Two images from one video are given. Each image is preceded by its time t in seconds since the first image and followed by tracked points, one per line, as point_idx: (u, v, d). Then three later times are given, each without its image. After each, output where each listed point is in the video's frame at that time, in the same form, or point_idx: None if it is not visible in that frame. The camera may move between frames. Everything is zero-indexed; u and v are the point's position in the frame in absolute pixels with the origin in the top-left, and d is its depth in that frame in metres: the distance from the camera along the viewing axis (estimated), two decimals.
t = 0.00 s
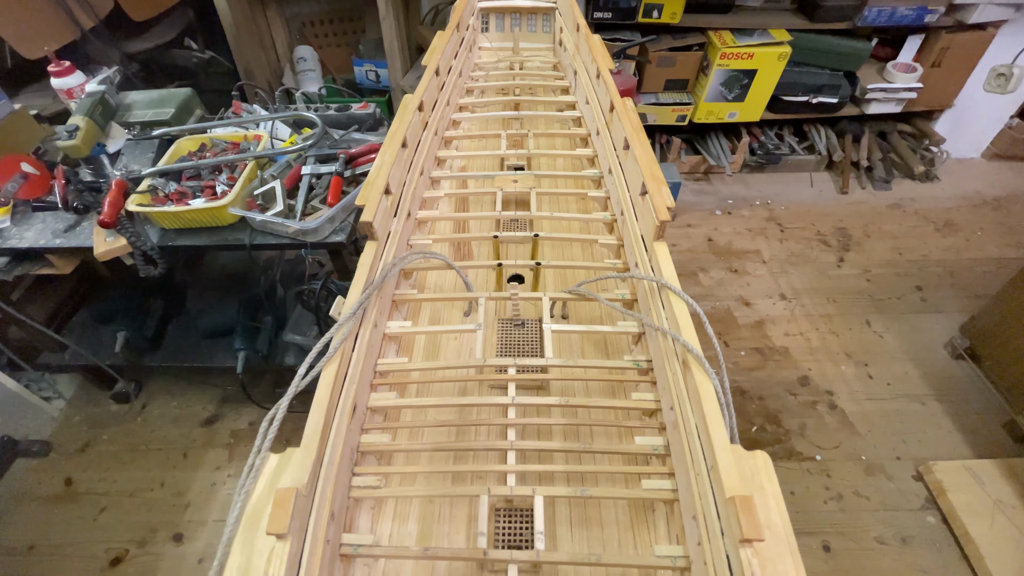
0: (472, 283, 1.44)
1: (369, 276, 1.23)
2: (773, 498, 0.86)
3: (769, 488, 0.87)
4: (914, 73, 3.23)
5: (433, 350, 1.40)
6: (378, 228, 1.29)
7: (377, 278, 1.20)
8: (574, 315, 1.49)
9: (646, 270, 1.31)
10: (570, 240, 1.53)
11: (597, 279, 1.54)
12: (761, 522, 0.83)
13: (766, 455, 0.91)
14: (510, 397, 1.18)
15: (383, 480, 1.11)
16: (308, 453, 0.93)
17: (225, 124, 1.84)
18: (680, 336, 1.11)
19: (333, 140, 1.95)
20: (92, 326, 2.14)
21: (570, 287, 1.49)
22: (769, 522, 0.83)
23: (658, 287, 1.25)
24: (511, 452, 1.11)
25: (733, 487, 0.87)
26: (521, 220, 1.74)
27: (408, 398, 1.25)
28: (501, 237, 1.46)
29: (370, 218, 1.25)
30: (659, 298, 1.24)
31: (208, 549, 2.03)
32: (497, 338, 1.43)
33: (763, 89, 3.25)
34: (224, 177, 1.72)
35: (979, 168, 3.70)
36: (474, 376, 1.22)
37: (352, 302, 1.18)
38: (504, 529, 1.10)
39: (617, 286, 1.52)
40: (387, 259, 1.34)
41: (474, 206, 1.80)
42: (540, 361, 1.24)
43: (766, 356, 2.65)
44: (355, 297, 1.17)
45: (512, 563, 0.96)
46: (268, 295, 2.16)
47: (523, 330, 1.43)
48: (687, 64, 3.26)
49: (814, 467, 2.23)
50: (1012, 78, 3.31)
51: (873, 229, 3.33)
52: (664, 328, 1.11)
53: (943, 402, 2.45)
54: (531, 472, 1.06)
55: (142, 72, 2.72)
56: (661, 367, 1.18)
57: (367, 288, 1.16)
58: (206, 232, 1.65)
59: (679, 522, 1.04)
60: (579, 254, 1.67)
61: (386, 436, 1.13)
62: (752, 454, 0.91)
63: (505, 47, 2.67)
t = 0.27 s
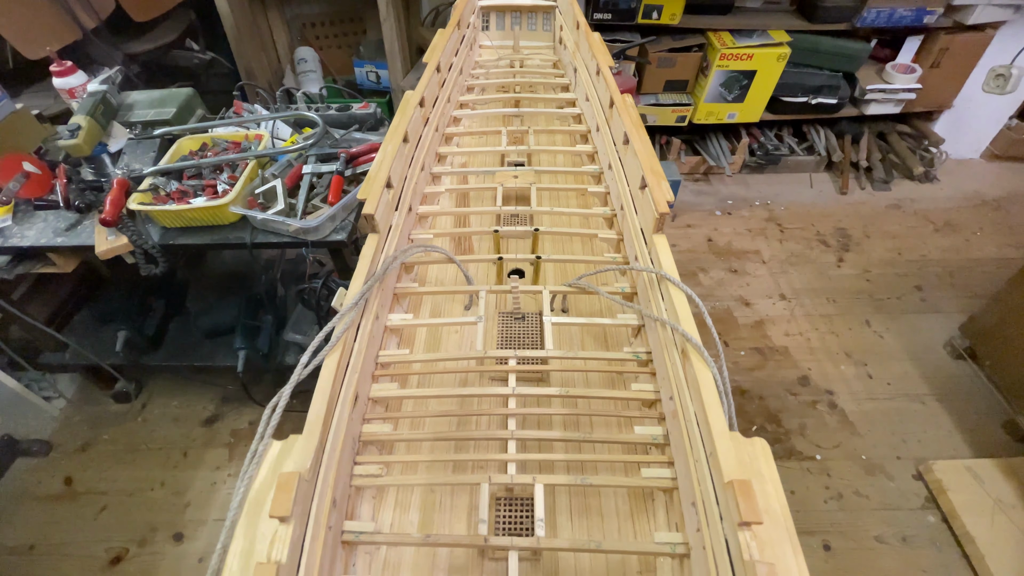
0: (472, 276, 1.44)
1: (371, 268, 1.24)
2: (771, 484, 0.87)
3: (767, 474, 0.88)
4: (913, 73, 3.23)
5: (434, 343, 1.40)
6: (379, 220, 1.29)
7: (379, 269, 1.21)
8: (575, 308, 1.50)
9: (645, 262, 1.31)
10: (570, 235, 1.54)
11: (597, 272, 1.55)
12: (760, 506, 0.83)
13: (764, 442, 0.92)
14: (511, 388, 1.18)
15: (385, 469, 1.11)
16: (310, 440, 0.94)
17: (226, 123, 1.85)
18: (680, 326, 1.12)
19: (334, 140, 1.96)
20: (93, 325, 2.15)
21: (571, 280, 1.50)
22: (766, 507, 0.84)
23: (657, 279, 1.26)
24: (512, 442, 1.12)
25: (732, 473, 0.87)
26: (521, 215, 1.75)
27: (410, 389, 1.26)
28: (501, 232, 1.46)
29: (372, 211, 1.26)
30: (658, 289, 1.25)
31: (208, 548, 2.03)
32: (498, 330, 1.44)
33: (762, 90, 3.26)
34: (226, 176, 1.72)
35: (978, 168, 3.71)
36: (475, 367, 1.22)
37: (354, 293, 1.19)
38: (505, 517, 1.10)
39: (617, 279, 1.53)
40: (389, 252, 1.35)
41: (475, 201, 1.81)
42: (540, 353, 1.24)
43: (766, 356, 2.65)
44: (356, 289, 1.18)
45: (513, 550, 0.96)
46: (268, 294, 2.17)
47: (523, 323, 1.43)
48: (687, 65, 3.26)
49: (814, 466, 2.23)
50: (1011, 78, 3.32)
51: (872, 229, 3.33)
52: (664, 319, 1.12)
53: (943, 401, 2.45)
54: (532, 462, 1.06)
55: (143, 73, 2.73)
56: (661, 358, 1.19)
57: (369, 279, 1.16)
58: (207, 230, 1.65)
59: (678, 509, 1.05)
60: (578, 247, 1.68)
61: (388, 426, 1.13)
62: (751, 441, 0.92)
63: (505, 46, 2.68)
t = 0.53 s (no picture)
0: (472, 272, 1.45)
1: (373, 263, 1.25)
2: (767, 473, 0.89)
3: (762, 462, 0.90)
4: (912, 75, 3.24)
5: (435, 338, 1.42)
6: (382, 216, 1.30)
7: (382, 264, 1.22)
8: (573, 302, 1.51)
9: (643, 257, 1.33)
10: (569, 232, 1.55)
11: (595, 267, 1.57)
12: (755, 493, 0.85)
13: (759, 432, 0.94)
14: (511, 380, 1.20)
15: (388, 460, 1.12)
16: (315, 430, 0.95)
17: (228, 124, 1.86)
18: (676, 319, 1.13)
19: (336, 140, 1.97)
20: (94, 325, 2.15)
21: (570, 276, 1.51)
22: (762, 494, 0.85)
23: (654, 274, 1.27)
24: (512, 434, 1.13)
25: (728, 461, 0.89)
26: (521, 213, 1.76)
27: (412, 382, 1.27)
28: (502, 229, 1.47)
29: (375, 206, 1.27)
30: (655, 284, 1.26)
31: (209, 548, 2.03)
32: (498, 325, 1.45)
33: (761, 92, 3.27)
34: (228, 177, 1.74)
35: (976, 170, 3.72)
36: (475, 361, 1.24)
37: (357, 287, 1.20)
38: (505, 507, 1.12)
39: (615, 274, 1.54)
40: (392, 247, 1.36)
41: (476, 198, 1.82)
42: (539, 348, 1.25)
43: (766, 356, 2.66)
44: (359, 283, 1.19)
45: (513, 537, 0.98)
46: (269, 294, 2.18)
47: (523, 319, 1.44)
48: (686, 67, 3.28)
49: (813, 466, 2.23)
50: (1009, 80, 3.33)
51: (871, 230, 3.34)
52: (661, 312, 1.13)
53: (942, 401, 2.46)
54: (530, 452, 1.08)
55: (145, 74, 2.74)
56: (658, 350, 1.20)
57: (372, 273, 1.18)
58: (210, 230, 1.66)
59: (676, 499, 1.06)
60: (577, 243, 1.70)
61: (390, 418, 1.14)
62: (747, 432, 0.94)
63: (505, 46, 2.69)
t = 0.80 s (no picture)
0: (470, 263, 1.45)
1: (371, 252, 1.26)
2: (761, 455, 0.90)
3: (756, 446, 0.91)
4: (910, 75, 3.25)
5: (433, 328, 1.43)
6: (380, 206, 1.31)
7: (380, 253, 1.23)
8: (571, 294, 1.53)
9: (639, 247, 1.33)
10: (567, 225, 1.56)
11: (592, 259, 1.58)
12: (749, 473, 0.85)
13: (753, 415, 0.95)
14: (508, 368, 1.20)
15: (386, 446, 1.13)
16: (312, 414, 0.96)
17: (228, 123, 1.86)
18: (672, 307, 1.14)
19: (335, 139, 1.98)
20: (94, 324, 2.16)
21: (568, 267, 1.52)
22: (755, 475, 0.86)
23: (650, 264, 1.28)
24: (509, 422, 1.13)
25: (722, 444, 0.90)
26: (519, 206, 1.77)
27: (410, 370, 1.28)
28: (500, 222, 1.48)
29: (373, 196, 1.28)
30: (652, 273, 1.27)
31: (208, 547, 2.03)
32: (496, 315, 1.46)
33: (759, 92, 3.28)
34: (227, 175, 1.74)
35: (975, 170, 3.73)
36: (473, 350, 1.24)
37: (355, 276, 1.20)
38: (502, 493, 1.13)
39: (613, 265, 1.55)
40: (390, 238, 1.37)
41: (474, 191, 1.83)
42: (537, 336, 1.25)
43: (765, 355, 2.66)
44: (357, 271, 1.20)
45: (510, 522, 0.98)
46: (269, 292, 2.18)
47: (521, 311, 1.45)
48: (685, 67, 3.29)
49: (813, 465, 2.23)
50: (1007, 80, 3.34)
51: (870, 230, 3.35)
52: (657, 301, 1.13)
53: (941, 400, 2.46)
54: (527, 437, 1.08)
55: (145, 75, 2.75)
56: (654, 339, 1.20)
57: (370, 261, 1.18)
58: (209, 228, 1.67)
59: (672, 485, 1.06)
60: (575, 235, 1.71)
61: (388, 406, 1.15)
62: (741, 415, 0.95)
63: (504, 43, 2.69)
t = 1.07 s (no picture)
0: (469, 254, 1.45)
1: (370, 240, 1.26)
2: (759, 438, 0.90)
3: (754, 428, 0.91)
4: (909, 75, 3.25)
5: (433, 317, 1.45)
6: (379, 194, 1.31)
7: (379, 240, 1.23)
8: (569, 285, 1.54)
9: (637, 234, 1.34)
10: (566, 216, 1.56)
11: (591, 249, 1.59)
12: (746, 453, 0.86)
13: (752, 399, 0.96)
14: (506, 356, 1.20)
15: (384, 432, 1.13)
16: (310, 396, 0.96)
17: (228, 120, 1.86)
18: (670, 293, 1.14)
19: (335, 137, 1.98)
20: (93, 322, 2.15)
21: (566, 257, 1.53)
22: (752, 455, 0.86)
23: (648, 250, 1.28)
24: (507, 408, 1.13)
25: (720, 425, 0.90)
26: (518, 198, 1.79)
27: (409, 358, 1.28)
28: (499, 213, 1.48)
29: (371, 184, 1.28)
30: (650, 261, 1.27)
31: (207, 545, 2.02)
32: (495, 305, 1.47)
33: (759, 92, 3.28)
34: (227, 172, 1.74)
35: (975, 170, 3.73)
36: (472, 337, 1.24)
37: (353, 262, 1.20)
38: (500, 479, 1.13)
39: (611, 255, 1.56)
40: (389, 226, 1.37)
41: (473, 182, 1.84)
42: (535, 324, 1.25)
43: (765, 354, 2.66)
44: (355, 258, 1.20)
45: (508, 506, 0.98)
46: (268, 291, 2.19)
47: (520, 301, 1.45)
48: (684, 67, 3.29)
49: (813, 464, 2.23)
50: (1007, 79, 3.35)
51: (870, 229, 3.35)
52: (655, 287, 1.14)
53: (942, 400, 2.46)
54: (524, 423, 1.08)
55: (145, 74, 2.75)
56: (653, 327, 1.20)
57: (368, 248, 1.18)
58: (209, 224, 1.67)
59: (670, 471, 1.06)
60: (573, 227, 1.73)
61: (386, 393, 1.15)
62: (739, 399, 0.96)
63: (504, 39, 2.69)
